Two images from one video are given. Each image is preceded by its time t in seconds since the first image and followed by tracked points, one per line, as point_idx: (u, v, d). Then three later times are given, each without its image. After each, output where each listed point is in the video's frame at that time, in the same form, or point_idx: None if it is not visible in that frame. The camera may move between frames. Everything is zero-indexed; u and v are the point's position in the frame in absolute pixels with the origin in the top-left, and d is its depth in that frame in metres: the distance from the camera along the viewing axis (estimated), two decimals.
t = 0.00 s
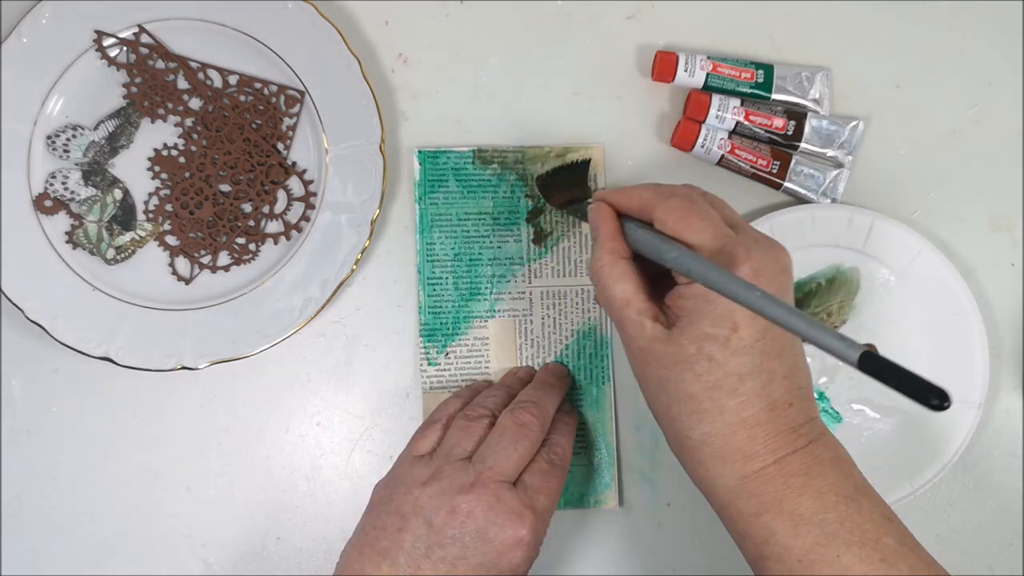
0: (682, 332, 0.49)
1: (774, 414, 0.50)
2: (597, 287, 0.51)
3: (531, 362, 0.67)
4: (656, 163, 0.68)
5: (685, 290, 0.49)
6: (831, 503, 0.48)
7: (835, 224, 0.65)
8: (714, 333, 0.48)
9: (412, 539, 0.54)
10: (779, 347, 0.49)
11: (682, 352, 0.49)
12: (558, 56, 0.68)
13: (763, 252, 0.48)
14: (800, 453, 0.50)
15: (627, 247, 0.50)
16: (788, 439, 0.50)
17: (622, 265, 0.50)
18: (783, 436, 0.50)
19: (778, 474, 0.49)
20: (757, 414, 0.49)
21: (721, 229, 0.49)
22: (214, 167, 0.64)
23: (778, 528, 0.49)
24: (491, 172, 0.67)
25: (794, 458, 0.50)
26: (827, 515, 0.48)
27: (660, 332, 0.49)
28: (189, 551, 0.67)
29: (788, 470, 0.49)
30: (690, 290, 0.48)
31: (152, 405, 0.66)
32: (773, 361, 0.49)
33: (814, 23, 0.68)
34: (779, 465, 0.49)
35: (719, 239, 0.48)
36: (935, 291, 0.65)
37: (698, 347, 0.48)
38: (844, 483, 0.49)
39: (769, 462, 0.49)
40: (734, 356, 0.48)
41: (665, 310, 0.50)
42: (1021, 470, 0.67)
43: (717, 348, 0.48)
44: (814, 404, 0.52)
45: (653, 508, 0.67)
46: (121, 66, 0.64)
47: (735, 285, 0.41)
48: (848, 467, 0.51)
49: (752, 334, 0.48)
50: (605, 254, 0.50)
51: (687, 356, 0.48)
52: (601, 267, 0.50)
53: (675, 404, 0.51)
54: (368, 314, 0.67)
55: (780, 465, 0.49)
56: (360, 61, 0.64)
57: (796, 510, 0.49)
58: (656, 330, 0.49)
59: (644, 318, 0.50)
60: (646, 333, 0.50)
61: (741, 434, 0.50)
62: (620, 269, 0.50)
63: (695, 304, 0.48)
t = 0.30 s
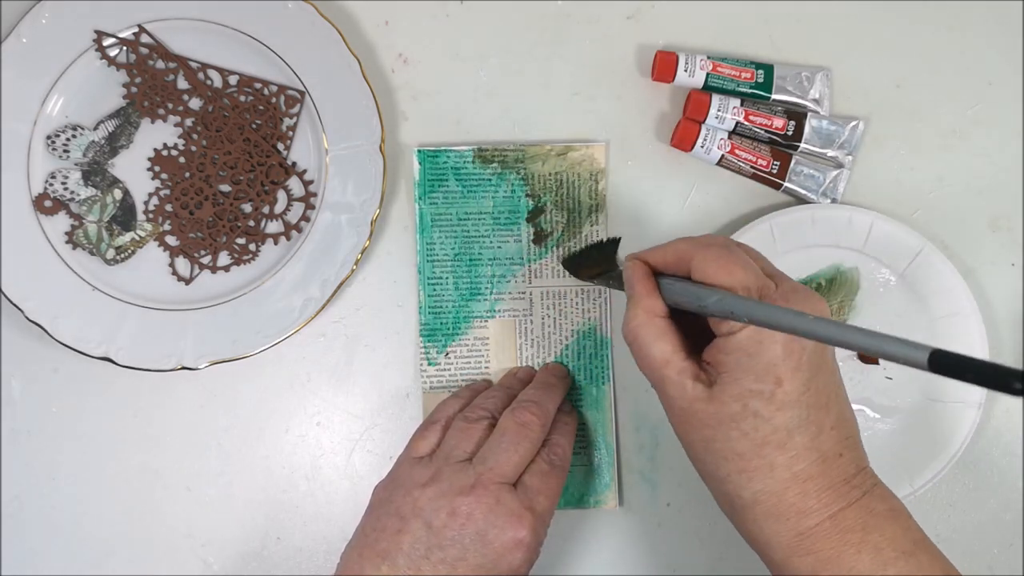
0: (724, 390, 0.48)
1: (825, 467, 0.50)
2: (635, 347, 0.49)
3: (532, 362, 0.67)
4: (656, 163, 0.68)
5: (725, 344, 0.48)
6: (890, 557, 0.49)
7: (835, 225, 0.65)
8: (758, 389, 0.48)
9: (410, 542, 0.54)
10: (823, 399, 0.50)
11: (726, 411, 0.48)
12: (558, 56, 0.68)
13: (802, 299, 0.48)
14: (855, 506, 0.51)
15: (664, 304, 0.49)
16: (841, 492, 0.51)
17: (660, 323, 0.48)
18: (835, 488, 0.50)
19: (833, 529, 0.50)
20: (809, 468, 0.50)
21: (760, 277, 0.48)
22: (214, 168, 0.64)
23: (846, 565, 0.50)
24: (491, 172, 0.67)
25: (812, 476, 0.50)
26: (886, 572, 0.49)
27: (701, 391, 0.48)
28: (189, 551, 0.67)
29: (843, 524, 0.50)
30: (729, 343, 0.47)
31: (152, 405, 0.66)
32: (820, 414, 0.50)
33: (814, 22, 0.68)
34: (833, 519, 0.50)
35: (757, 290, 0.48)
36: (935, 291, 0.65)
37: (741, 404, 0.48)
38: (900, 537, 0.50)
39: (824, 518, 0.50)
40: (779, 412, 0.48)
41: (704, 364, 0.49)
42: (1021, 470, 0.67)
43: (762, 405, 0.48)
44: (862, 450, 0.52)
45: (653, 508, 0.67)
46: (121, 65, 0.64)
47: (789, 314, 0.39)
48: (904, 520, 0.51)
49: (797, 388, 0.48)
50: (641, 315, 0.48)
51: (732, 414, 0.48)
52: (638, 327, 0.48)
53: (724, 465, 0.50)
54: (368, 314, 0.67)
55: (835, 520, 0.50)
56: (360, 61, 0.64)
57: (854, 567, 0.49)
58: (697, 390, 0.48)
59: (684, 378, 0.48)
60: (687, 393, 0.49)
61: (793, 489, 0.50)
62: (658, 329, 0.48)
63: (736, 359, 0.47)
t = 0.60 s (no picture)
0: (734, 343, 0.48)
1: (834, 422, 0.51)
2: (645, 302, 0.50)
3: (532, 362, 0.67)
4: (656, 164, 0.68)
5: (736, 297, 0.47)
6: (894, 517, 0.50)
7: (835, 224, 0.65)
8: (771, 340, 0.48)
9: (413, 543, 0.54)
10: (834, 353, 0.51)
11: (738, 364, 0.49)
12: (558, 57, 0.68)
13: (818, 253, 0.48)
14: (860, 464, 0.51)
15: (675, 254, 0.48)
16: (849, 450, 0.51)
17: (669, 275, 0.48)
18: (844, 446, 0.51)
19: (840, 486, 0.51)
20: (819, 422, 0.51)
21: (773, 229, 0.48)
22: (214, 168, 0.64)
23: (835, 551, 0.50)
24: (491, 172, 0.67)
25: (826, 428, 0.51)
26: (890, 531, 0.49)
27: (712, 344, 0.49)
28: (189, 551, 0.67)
29: (849, 482, 0.51)
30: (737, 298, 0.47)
31: (152, 405, 0.66)
32: (830, 370, 0.51)
33: (814, 23, 0.68)
34: (840, 476, 0.51)
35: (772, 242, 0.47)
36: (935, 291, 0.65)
37: (754, 357, 0.48)
38: (908, 498, 0.51)
39: (832, 474, 0.51)
40: (791, 365, 0.49)
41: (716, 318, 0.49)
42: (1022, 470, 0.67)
43: (775, 357, 0.48)
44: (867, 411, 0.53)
45: (654, 508, 0.67)
46: (121, 65, 0.64)
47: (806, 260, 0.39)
48: (908, 481, 0.52)
49: (809, 340, 0.49)
50: (651, 267, 0.48)
51: (745, 367, 0.49)
52: (648, 276, 0.48)
53: (735, 418, 0.51)
54: (368, 314, 0.67)
55: (841, 476, 0.51)
56: (360, 61, 0.64)
57: (859, 525, 0.50)
58: (707, 344, 0.49)
59: (694, 331, 0.49)
60: (695, 345, 0.49)
61: (803, 445, 0.51)
62: (668, 280, 0.48)
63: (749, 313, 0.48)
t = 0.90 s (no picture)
0: (734, 290, 0.47)
1: (823, 383, 0.48)
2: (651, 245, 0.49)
3: (532, 362, 0.67)
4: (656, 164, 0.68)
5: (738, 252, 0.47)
6: (875, 481, 0.46)
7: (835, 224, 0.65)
8: (769, 289, 0.47)
9: (410, 542, 0.54)
10: (831, 315, 0.49)
11: (735, 309, 0.47)
12: (558, 57, 0.68)
13: (816, 211, 0.48)
14: (846, 428, 0.48)
15: (685, 206, 0.49)
16: (836, 412, 0.48)
17: (680, 221, 0.48)
18: (830, 408, 0.48)
19: (824, 446, 0.47)
20: (808, 380, 0.48)
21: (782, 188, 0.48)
22: (214, 168, 0.64)
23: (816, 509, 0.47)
24: (491, 173, 0.67)
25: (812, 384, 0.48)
26: (870, 493, 0.46)
27: (712, 290, 0.48)
28: (189, 551, 0.67)
29: (834, 443, 0.47)
30: (747, 247, 0.47)
31: (152, 405, 0.66)
32: (821, 327, 0.48)
33: (814, 23, 0.68)
34: (824, 437, 0.47)
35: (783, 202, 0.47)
36: (934, 292, 0.65)
37: (751, 303, 0.47)
38: (888, 463, 0.47)
39: (816, 432, 0.47)
40: (788, 317, 0.47)
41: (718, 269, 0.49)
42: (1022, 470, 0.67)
43: (772, 306, 0.47)
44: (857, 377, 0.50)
45: (653, 508, 0.67)
46: (121, 65, 0.64)
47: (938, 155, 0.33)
48: (892, 447, 0.49)
49: (807, 294, 0.47)
50: (660, 212, 0.48)
51: (742, 312, 0.47)
52: (656, 223, 0.49)
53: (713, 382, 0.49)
54: (368, 314, 0.67)
55: (825, 437, 0.47)
56: (360, 61, 0.64)
57: (840, 484, 0.47)
58: (706, 290, 0.48)
59: (697, 277, 0.48)
60: (696, 292, 0.48)
61: (788, 399, 0.48)
62: (679, 225, 0.48)
63: (754, 262, 0.47)
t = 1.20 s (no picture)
0: (688, 262, 0.46)
1: (784, 350, 0.47)
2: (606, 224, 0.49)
3: (531, 362, 0.67)
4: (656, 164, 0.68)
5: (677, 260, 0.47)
6: (839, 444, 0.47)
7: (836, 224, 0.65)
8: (724, 261, 0.45)
9: (410, 541, 0.54)
10: (791, 280, 0.47)
11: (690, 282, 0.46)
12: (558, 57, 0.68)
13: (768, 176, 0.45)
14: (808, 391, 0.48)
15: (636, 179, 0.48)
16: (798, 377, 0.48)
17: (629, 197, 0.47)
18: (791, 373, 0.47)
19: (786, 414, 0.47)
20: (768, 348, 0.47)
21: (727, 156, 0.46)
22: (214, 167, 0.64)
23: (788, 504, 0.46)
24: (491, 173, 0.67)
25: (776, 351, 0.47)
26: (835, 457, 0.46)
27: (666, 263, 0.47)
28: (189, 551, 0.67)
29: (795, 409, 0.47)
30: (695, 220, 0.46)
31: (152, 405, 0.66)
32: (783, 294, 0.47)
33: (814, 23, 0.68)
34: (786, 403, 0.47)
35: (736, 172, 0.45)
36: (935, 292, 0.65)
37: (706, 276, 0.45)
38: (853, 426, 0.48)
39: (778, 400, 0.47)
40: (743, 287, 0.45)
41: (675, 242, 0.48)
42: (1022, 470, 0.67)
43: (727, 277, 0.45)
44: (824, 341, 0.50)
45: (653, 508, 0.67)
46: (121, 66, 0.64)
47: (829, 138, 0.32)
48: (859, 410, 0.49)
49: (764, 262, 0.46)
50: (611, 189, 0.48)
51: (696, 286, 0.46)
52: (608, 199, 0.48)
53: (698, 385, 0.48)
54: (368, 314, 0.67)
55: (788, 403, 0.47)
56: (360, 61, 0.64)
57: (802, 451, 0.47)
58: (660, 263, 0.47)
59: (648, 252, 0.47)
60: (651, 266, 0.47)
61: (750, 367, 0.47)
62: (628, 201, 0.47)
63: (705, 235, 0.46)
